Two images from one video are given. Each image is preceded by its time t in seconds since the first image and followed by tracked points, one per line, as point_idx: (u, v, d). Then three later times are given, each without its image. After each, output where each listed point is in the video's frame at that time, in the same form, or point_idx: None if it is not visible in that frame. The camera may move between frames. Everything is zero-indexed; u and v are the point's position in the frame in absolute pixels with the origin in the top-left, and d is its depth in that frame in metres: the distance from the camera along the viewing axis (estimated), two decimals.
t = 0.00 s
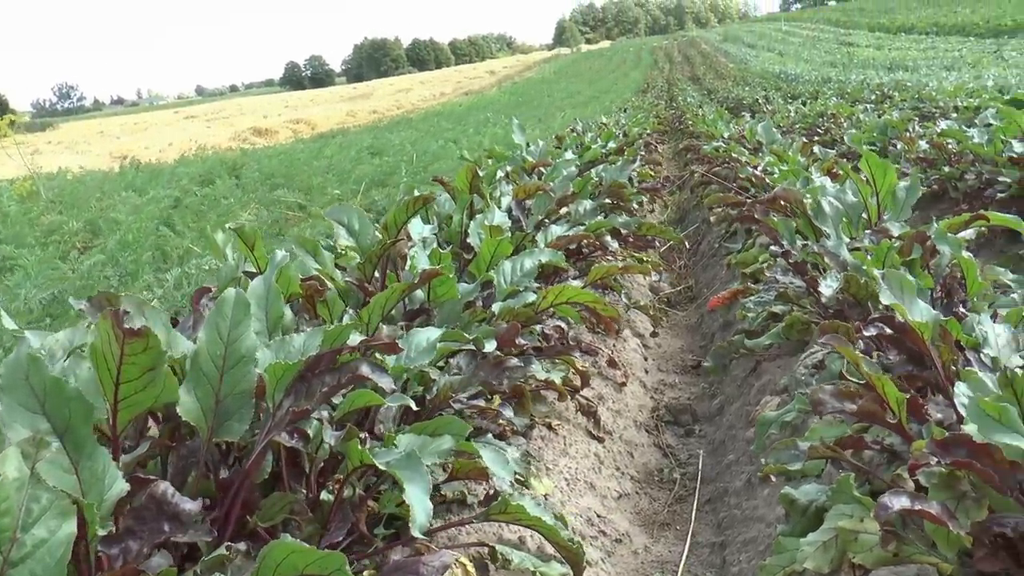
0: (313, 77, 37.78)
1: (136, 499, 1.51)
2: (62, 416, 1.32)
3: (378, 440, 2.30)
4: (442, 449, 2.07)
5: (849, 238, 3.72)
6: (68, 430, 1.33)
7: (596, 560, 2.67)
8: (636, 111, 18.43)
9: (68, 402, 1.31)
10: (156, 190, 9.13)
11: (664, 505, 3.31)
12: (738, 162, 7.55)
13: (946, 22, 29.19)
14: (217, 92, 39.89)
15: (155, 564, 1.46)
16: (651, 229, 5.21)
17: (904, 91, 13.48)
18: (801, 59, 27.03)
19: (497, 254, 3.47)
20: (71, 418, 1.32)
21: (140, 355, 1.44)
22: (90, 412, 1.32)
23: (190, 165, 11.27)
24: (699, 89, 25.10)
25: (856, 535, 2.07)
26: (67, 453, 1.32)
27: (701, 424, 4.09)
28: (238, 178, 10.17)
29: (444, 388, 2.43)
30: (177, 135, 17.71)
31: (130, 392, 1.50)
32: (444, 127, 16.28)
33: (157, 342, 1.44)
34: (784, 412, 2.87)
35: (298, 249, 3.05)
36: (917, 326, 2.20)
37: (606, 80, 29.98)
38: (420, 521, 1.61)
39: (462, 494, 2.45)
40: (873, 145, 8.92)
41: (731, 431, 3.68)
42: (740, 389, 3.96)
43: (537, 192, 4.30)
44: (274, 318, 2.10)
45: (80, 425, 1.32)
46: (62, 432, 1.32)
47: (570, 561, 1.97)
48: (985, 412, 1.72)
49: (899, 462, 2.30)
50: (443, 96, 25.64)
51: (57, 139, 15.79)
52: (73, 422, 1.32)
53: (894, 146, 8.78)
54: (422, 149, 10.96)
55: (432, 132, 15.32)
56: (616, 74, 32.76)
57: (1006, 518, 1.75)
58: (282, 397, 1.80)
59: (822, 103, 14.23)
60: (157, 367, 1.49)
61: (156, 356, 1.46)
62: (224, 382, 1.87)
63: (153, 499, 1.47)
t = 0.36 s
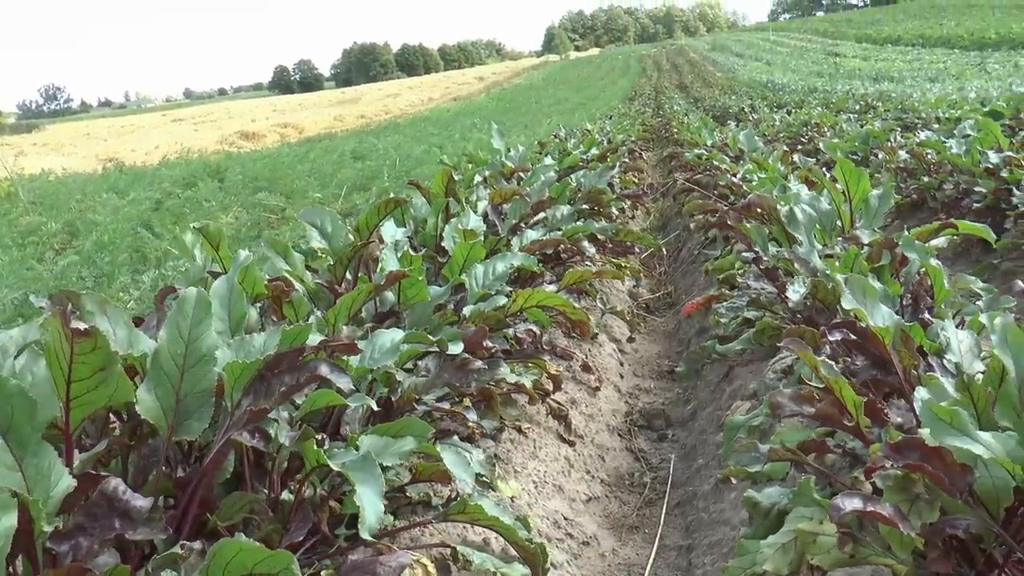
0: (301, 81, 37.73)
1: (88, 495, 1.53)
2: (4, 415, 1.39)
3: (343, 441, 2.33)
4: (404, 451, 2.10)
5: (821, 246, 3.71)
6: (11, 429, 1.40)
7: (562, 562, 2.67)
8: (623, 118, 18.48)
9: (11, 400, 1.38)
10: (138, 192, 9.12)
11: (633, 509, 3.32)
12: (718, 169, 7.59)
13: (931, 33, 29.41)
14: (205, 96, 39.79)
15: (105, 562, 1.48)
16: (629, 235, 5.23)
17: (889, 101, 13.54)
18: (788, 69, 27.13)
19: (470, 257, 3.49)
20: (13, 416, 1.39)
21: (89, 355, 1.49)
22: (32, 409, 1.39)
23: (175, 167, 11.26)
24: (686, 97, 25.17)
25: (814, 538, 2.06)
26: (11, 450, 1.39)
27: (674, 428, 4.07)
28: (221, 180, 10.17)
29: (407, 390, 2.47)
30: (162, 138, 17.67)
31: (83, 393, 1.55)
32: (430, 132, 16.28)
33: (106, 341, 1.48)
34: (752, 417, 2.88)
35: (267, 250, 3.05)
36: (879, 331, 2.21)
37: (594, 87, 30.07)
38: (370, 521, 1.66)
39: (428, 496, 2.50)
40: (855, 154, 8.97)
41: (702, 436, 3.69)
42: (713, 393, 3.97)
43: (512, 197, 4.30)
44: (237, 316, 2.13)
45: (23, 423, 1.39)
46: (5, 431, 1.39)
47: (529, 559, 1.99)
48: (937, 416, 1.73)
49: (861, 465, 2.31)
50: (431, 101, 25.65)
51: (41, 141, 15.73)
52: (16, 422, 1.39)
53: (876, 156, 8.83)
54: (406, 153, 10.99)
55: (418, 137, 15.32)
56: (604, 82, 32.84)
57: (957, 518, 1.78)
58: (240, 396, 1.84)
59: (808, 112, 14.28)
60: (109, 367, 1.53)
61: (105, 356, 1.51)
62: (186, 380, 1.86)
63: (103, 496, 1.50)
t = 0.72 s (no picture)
0: (287, 82, 37.66)
1: (48, 486, 1.53)
2: None
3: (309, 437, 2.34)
4: (368, 447, 2.13)
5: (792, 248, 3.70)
6: None
7: (527, 559, 2.67)
8: (608, 122, 18.51)
9: None
10: (119, 191, 9.08)
11: (603, 508, 3.32)
12: (698, 173, 7.62)
13: (915, 41, 29.57)
14: (190, 96, 39.69)
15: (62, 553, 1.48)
16: (606, 238, 5.25)
17: (871, 108, 13.59)
18: (773, 75, 27.22)
19: (444, 258, 3.50)
20: None
21: (51, 348, 1.51)
22: None
23: (157, 167, 11.22)
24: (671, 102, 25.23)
25: (775, 535, 2.03)
26: None
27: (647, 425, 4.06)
28: (203, 181, 10.13)
29: (373, 387, 2.50)
30: (146, 138, 17.60)
31: (46, 387, 1.57)
32: (415, 134, 16.28)
33: (68, 337, 1.50)
34: (721, 416, 2.84)
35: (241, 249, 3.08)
36: (842, 331, 2.22)
37: (580, 91, 30.09)
38: (334, 514, 1.66)
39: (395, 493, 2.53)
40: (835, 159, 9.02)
41: (674, 436, 3.69)
42: (686, 395, 3.98)
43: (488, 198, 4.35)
44: (204, 312, 2.14)
45: None
46: None
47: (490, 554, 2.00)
48: (888, 413, 1.73)
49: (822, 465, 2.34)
50: (417, 103, 25.65)
51: (24, 139, 15.69)
52: None
53: (855, 161, 8.87)
54: (389, 155, 10.98)
55: (402, 139, 15.32)
56: (590, 85, 32.86)
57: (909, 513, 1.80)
58: (202, 391, 1.92)
59: (790, 118, 14.33)
60: (72, 362, 1.55)
61: (67, 351, 1.53)
62: (150, 374, 1.86)
63: (62, 489, 1.50)
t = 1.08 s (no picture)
0: (271, 82, 37.55)
1: None
2: None
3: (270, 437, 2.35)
4: (326, 448, 2.14)
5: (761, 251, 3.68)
6: None
7: (489, 561, 2.68)
8: (592, 124, 18.53)
9: None
10: (96, 190, 9.04)
11: (568, 511, 3.32)
12: (676, 176, 7.65)
13: (898, 47, 29.70)
14: (174, 96, 39.30)
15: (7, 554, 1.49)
16: (581, 240, 5.26)
17: (852, 112, 13.64)
18: (757, 78, 27.31)
19: (413, 260, 3.51)
20: None
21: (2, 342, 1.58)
22: None
23: (138, 166, 11.18)
24: (656, 105, 25.28)
25: (730, 536, 1.99)
26: None
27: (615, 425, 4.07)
28: (181, 181, 10.10)
29: (334, 389, 2.51)
30: (127, 137, 17.54)
31: None
32: (398, 135, 16.27)
33: (15, 331, 1.58)
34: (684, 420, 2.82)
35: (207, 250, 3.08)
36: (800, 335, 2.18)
37: (565, 93, 30.10)
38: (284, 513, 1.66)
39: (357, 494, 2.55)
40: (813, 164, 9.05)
41: (642, 438, 3.69)
42: (655, 397, 3.99)
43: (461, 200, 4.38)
44: (163, 313, 2.15)
45: None
46: None
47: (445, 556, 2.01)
48: (837, 415, 1.71)
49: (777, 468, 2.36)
50: (402, 105, 25.64)
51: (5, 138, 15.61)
52: None
53: (833, 165, 8.92)
54: (369, 156, 10.97)
55: (385, 140, 15.30)
56: (575, 88, 32.89)
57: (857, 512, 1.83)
58: (156, 393, 1.92)
59: (772, 122, 14.38)
60: (19, 359, 1.61)
61: (16, 347, 1.59)
62: (105, 374, 1.86)
63: (9, 490, 1.52)
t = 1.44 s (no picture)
0: (252, 83, 37.48)
1: None
2: None
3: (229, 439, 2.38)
4: (283, 449, 2.15)
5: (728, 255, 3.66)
6: None
7: (450, 561, 2.69)
8: (571, 127, 18.58)
9: None
10: (70, 191, 9.02)
11: (533, 511, 3.34)
12: (649, 179, 7.69)
13: (877, 52, 29.92)
14: (155, 97, 39.24)
15: None
16: (552, 242, 5.29)
17: (829, 117, 13.72)
18: (737, 82, 27.44)
19: (380, 262, 3.52)
20: None
21: None
22: None
23: (113, 167, 11.17)
24: (636, 109, 25.37)
25: (685, 535, 1.99)
26: None
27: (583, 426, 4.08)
28: (158, 181, 10.08)
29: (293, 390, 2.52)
30: (105, 138, 17.47)
31: None
32: (377, 137, 16.28)
33: None
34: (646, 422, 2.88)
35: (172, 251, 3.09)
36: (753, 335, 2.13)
37: (546, 96, 30.18)
38: (234, 512, 1.67)
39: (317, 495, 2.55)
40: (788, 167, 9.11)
41: (608, 439, 3.70)
42: (623, 397, 4.00)
43: (430, 202, 4.40)
44: (121, 314, 2.15)
45: None
46: None
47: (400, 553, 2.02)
48: (785, 413, 1.71)
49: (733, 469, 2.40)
50: (383, 107, 25.65)
51: None
52: None
53: (808, 169, 8.97)
54: (345, 158, 10.97)
55: (363, 142, 15.31)
56: (556, 90, 32.95)
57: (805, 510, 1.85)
58: (111, 393, 1.92)
59: (750, 125, 14.45)
60: None
61: None
62: (61, 374, 1.85)
63: None
